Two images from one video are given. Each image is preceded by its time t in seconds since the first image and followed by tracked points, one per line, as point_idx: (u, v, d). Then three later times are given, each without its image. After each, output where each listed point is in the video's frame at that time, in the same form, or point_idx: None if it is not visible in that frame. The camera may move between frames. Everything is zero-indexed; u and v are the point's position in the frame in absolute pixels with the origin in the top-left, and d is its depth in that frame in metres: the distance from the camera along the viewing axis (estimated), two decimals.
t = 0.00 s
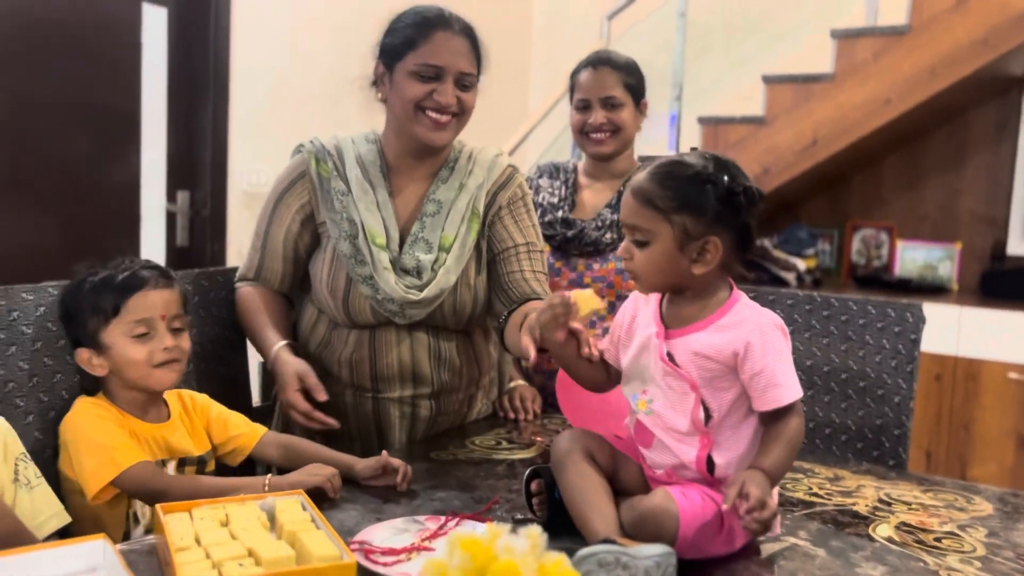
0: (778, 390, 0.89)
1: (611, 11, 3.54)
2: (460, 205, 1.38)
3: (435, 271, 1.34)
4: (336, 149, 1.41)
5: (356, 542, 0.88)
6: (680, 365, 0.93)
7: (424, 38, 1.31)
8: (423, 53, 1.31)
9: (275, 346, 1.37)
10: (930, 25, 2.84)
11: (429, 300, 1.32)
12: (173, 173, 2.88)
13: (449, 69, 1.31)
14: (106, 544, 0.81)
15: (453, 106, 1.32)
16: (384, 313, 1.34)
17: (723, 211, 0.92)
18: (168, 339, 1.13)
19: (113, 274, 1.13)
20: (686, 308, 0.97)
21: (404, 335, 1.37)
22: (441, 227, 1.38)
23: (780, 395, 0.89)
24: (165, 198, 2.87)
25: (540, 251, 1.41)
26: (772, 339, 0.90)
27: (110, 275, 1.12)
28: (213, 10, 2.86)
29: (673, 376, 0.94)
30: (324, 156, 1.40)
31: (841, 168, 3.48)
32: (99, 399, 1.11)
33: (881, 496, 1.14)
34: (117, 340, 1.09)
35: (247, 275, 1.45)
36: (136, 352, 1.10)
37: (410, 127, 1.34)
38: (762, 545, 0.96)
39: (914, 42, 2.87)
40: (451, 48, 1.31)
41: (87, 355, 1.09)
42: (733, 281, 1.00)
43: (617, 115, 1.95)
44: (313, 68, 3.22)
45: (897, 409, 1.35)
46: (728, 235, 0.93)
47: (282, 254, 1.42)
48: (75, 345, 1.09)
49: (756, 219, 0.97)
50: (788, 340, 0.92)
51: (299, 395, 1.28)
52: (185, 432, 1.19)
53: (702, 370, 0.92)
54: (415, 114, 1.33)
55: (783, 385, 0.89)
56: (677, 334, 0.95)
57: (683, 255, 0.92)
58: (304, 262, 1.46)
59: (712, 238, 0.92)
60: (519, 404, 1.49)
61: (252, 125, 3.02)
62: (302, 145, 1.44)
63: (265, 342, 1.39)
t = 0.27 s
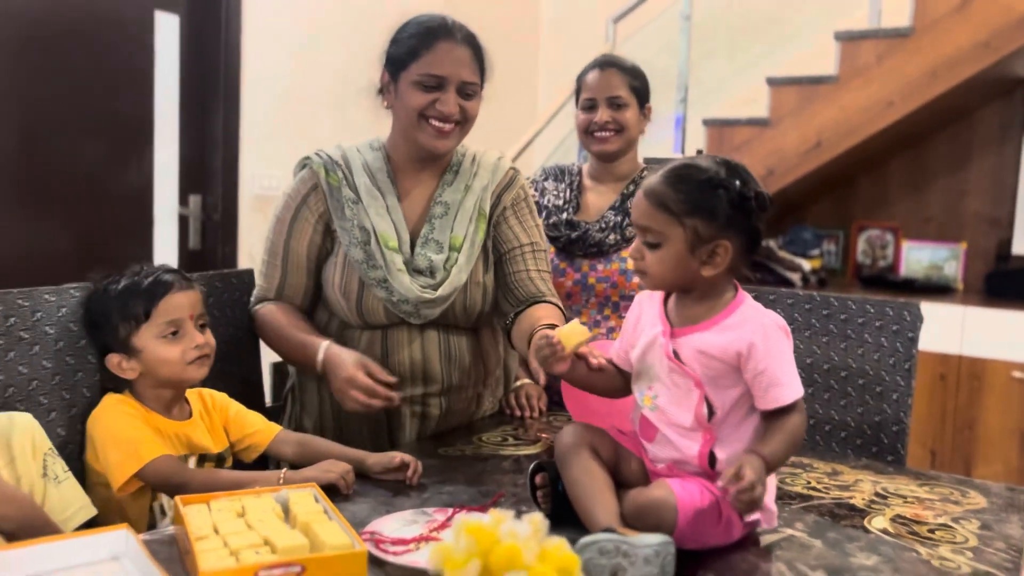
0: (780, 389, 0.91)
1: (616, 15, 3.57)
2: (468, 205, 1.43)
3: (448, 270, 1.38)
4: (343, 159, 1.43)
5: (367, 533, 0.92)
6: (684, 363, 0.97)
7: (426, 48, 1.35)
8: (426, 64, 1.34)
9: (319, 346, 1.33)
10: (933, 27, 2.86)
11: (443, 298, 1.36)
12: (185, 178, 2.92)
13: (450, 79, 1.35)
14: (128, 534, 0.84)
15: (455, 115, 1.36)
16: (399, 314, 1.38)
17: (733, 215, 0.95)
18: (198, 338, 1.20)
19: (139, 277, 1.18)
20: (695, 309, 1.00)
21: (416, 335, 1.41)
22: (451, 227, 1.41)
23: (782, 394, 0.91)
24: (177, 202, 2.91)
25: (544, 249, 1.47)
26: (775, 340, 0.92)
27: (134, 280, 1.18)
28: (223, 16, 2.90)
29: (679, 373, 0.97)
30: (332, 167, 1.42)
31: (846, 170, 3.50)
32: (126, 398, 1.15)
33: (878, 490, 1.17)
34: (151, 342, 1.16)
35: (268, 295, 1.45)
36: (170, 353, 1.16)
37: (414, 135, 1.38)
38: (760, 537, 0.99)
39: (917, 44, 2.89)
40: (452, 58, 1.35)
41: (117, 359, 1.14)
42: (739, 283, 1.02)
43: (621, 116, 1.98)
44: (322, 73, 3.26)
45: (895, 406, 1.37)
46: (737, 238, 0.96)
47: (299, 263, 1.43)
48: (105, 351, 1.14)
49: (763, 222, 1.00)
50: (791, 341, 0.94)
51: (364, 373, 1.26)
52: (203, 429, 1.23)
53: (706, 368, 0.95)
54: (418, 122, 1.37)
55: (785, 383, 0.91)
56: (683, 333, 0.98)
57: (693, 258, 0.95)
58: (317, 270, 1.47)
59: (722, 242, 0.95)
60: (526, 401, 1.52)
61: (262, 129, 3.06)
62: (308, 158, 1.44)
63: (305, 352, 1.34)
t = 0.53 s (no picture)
0: (761, 374, 0.96)
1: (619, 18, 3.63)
2: (471, 202, 1.47)
3: (463, 267, 1.42)
4: (347, 167, 1.42)
5: (371, 514, 0.97)
6: (670, 351, 1.02)
7: (413, 57, 1.38)
8: (413, 74, 1.37)
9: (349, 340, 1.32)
10: (930, 29, 2.91)
11: (462, 295, 1.40)
12: (197, 180, 2.99)
13: (438, 87, 1.38)
14: (147, 513, 0.90)
15: (445, 122, 1.39)
16: (420, 313, 1.40)
17: (720, 213, 1.01)
18: (216, 336, 1.26)
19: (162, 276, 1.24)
20: (682, 301, 1.05)
21: (436, 336, 1.43)
22: (459, 225, 1.45)
23: (762, 379, 0.96)
24: (189, 204, 2.97)
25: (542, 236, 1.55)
26: (755, 327, 0.98)
27: (155, 280, 1.23)
28: (234, 21, 2.97)
29: (667, 361, 1.02)
30: (338, 175, 1.40)
31: (847, 169, 3.54)
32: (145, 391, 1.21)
33: (863, 477, 1.22)
34: (171, 338, 1.21)
35: (288, 303, 1.39)
36: (189, 350, 1.21)
37: (407, 141, 1.41)
38: (746, 519, 1.03)
39: (916, 45, 2.93)
40: (439, 65, 1.38)
41: (139, 353, 1.20)
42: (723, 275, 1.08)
43: (622, 116, 2.03)
44: (331, 77, 3.32)
45: (883, 397, 1.42)
46: (723, 235, 1.01)
47: (316, 271, 1.40)
48: (127, 346, 1.20)
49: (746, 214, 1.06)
50: (771, 329, 1.00)
51: (400, 350, 1.25)
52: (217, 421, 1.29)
53: (692, 355, 1.01)
54: (410, 131, 1.40)
55: (765, 369, 0.96)
56: (670, 324, 1.03)
57: (682, 253, 1.00)
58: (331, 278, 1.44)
59: (709, 239, 1.00)
60: (526, 393, 1.57)
61: (272, 132, 3.12)
62: (310, 167, 1.42)
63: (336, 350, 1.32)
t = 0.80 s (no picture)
0: (734, 362, 1.01)
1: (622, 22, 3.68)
2: (476, 204, 1.49)
3: (470, 268, 1.44)
4: (354, 168, 1.42)
5: (375, 499, 1.03)
6: (651, 343, 1.08)
7: (409, 65, 1.39)
8: (410, 82, 1.38)
9: (380, 333, 1.29)
10: (928, 32, 2.95)
11: (469, 295, 1.42)
12: (207, 182, 3.05)
13: (435, 94, 1.39)
14: (165, 497, 0.95)
15: (444, 126, 1.40)
16: (427, 313, 1.42)
17: (696, 212, 1.06)
18: (231, 334, 1.32)
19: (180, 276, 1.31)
20: (663, 296, 1.10)
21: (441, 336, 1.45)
22: (465, 226, 1.47)
23: (736, 366, 1.01)
24: (200, 206, 3.04)
25: (542, 239, 1.60)
26: (729, 319, 1.03)
27: (174, 281, 1.29)
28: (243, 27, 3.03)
29: (648, 353, 1.08)
30: (346, 176, 1.41)
31: (848, 170, 3.58)
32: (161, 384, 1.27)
33: (848, 467, 1.27)
34: (191, 335, 1.27)
35: (316, 304, 1.38)
36: (208, 346, 1.27)
37: (407, 146, 1.43)
38: (732, 504, 1.09)
39: (914, 48, 2.98)
40: (435, 72, 1.38)
41: (159, 350, 1.25)
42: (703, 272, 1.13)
43: (620, 120, 2.08)
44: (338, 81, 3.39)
45: (870, 391, 1.47)
46: (699, 233, 1.07)
47: (328, 271, 1.39)
48: (146, 343, 1.24)
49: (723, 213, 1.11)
50: (745, 322, 1.05)
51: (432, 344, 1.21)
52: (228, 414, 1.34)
53: (671, 346, 1.06)
54: (410, 136, 1.42)
55: (739, 357, 1.01)
56: (651, 317, 1.09)
57: (660, 251, 1.06)
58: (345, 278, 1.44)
59: (685, 236, 1.06)
60: (526, 388, 1.62)
61: (280, 135, 3.18)
62: (317, 167, 1.42)
63: (365, 345, 1.30)
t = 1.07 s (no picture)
0: (726, 358, 1.05)
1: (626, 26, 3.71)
2: (487, 216, 1.52)
3: (484, 282, 1.48)
4: (371, 177, 1.42)
5: (385, 492, 1.07)
6: (645, 341, 1.12)
7: (419, 83, 1.37)
8: (420, 100, 1.36)
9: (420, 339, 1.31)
10: (929, 35, 2.99)
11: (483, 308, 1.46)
12: (217, 184, 3.10)
13: (445, 111, 1.37)
14: (183, 490, 1.00)
15: (455, 143, 1.39)
16: (440, 323, 1.45)
17: (685, 215, 1.10)
18: (244, 334, 1.37)
19: (194, 280, 1.35)
20: (656, 296, 1.14)
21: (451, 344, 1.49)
22: (478, 238, 1.50)
23: (727, 362, 1.06)
24: (210, 208, 3.10)
25: (548, 249, 1.64)
26: (719, 317, 1.07)
27: (189, 284, 1.34)
28: (253, 32, 3.08)
29: (643, 352, 1.13)
30: (364, 185, 1.40)
31: (850, 172, 3.61)
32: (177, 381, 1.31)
33: (842, 463, 1.30)
34: (206, 337, 1.31)
35: (350, 310, 1.38)
36: (222, 346, 1.32)
37: (419, 162, 1.43)
38: (728, 498, 1.13)
39: (915, 52, 3.01)
40: (446, 90, 1.36)
41: (174, 351, 1.29)
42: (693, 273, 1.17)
43: (624, 127, 2.12)
44: (346, 84, 3.43)
45: (865, 390, 1.51)
46: (689, 234, 1.11)
47: (349, 278, 1.39)
48: (163, 344, 1.29)
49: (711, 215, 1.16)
50: (735, 319, 1.09)
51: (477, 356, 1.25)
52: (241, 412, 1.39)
53: (665, 345, 1.11)
54: (421, 152, 1.41)
55: (730, 353, 1.06)
56: (644, 317, 1.13)
57: (652, 252, 1.10)
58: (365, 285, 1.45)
59: (676, 238, 1.10)
60: (530, 387, 1.66)
61: (289, 138, 3.23)
62: (332, 175, 1.41)
63: (400, 355, 1.31)
